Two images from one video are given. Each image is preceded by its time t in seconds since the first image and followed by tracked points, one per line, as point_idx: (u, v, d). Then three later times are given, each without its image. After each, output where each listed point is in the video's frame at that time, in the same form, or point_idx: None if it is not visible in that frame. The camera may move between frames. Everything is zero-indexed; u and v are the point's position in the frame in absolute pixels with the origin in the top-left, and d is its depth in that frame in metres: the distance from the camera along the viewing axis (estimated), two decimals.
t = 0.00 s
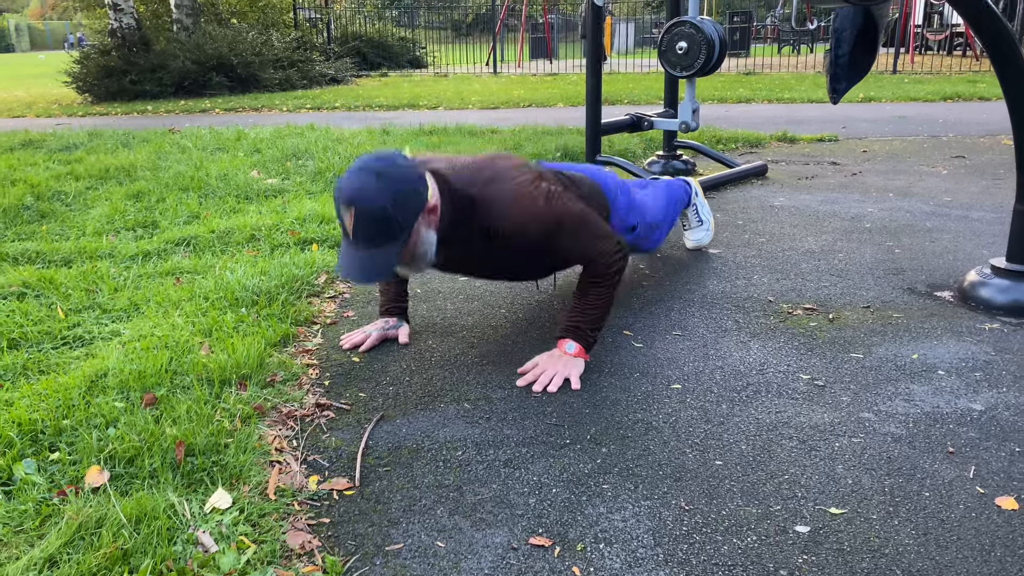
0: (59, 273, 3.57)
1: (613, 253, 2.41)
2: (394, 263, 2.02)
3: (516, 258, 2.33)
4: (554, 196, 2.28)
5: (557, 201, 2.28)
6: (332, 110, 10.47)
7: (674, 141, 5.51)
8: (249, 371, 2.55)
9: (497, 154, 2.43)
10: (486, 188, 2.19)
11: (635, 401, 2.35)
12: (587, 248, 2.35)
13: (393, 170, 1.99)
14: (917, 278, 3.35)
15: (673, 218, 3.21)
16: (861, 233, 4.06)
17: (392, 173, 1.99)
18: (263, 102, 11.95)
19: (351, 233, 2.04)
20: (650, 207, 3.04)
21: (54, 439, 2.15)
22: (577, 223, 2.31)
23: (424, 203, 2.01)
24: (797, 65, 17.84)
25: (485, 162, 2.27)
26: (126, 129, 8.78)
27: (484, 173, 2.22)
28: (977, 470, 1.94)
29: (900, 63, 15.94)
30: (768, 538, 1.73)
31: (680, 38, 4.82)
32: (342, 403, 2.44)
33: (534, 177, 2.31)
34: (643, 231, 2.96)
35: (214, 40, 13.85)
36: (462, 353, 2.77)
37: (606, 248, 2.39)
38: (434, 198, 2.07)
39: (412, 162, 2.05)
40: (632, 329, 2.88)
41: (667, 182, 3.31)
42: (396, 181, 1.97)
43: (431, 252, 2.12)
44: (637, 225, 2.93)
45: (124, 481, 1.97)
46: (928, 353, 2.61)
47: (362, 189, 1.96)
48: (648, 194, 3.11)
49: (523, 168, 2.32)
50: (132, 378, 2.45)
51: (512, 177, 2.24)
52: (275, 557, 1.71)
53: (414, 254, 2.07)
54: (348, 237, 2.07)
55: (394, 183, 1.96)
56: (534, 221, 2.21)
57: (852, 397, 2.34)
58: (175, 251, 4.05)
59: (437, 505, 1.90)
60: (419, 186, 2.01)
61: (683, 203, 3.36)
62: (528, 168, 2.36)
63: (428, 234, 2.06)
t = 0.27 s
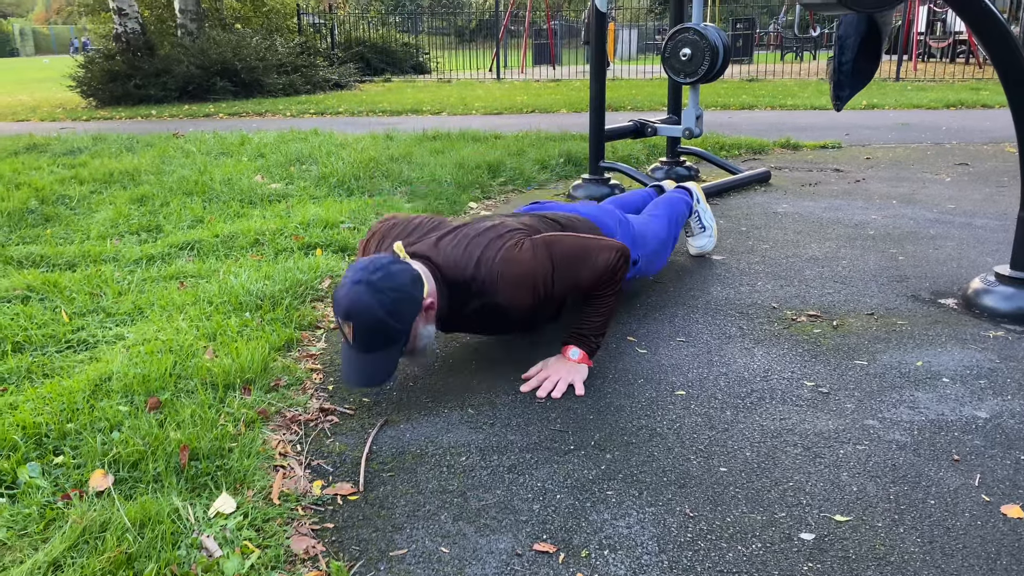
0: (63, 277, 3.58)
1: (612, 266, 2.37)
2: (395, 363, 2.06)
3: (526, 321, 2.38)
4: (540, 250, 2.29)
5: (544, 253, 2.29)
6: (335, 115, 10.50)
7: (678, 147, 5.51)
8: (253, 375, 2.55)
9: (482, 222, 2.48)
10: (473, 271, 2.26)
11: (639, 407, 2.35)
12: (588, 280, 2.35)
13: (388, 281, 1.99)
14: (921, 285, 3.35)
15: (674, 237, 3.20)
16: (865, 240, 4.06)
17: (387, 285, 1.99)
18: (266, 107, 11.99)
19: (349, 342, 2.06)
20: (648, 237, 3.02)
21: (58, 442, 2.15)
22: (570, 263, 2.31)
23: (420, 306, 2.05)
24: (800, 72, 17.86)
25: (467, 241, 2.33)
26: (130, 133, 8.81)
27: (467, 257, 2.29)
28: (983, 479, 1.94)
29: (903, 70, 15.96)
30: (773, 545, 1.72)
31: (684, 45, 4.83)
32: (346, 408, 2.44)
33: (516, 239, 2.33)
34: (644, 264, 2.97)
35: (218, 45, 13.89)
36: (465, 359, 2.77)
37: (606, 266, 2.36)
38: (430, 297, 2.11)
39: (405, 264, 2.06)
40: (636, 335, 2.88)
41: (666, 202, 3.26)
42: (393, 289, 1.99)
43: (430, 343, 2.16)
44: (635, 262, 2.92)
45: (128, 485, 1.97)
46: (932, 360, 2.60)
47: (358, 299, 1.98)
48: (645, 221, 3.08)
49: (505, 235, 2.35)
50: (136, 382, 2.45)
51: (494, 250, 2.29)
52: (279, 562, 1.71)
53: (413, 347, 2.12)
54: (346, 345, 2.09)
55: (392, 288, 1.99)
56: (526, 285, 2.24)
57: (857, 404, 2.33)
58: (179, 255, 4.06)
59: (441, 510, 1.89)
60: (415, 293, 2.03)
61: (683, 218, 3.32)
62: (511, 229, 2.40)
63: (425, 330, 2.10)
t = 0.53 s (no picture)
0: (68, 280, 3.59)
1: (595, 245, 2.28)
2: (399, 170, 1.98)
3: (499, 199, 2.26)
4: (567, 157, 2.25)
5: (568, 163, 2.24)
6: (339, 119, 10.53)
7: (681, 152, 5.52)
8: (258, 379, 2.56)
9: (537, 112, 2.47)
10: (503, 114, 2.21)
11: (644, 412, 2.35)
12: (570, 227, 2.24)
13: (398, 69, 1.97)
14: (925, 291, 3.35)
15: (678, 217, 3.26)
16: (869, 246, 4.06)
17: (398, 73, 1.97)
18: (271, 110, 12.03)
19: (355, 138, 2.00)
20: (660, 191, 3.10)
21: (64, 445, 2.16)
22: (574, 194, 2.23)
23: (431, 104, 2.01)
24: (804, 78, 17.87)
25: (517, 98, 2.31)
26: (135, 137, 8.84)
27: (511, 106, 2.24)
28: (988, 485, 1.93)
29: (906, 76, 15.95)
30: (778, 551, 1.72)
31: (688, 50, 4.84)
32: (351, 412, 2.44)
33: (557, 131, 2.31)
34: (653, 210, 2.99)
35: (223, 49, 13.94)
36: (469, 363, 2.77)
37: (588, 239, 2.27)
38: (441, 103, 2.08)
39: (418, 64, 2.04)
40: (640, 340, 2.88)
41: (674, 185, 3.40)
42: (403, 80, 1.97)
43: (436, 160, 2.11)
44: (648, 200, 2.96)
45: (134, 488, 1.98)
46: (937, 366, 2.60)
47: (369, 83, 1.95)
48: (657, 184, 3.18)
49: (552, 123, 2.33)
50: (141, 385, 2.46)
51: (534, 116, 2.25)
52: (284, 566, 1.72)
53: (420, 159, 2.07)
54: (351, 147, 2.03)
55: (401, 78, 1.96)
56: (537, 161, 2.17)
57: (861, 410, 2.33)
58: (184, 258, 4.07)
59: (446, 515, 1.90)
60: (426, 89, 2.01)
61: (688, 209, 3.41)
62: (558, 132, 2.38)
63: (434, 138, 2.06)
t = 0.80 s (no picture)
0: (74, 282, 3.60)
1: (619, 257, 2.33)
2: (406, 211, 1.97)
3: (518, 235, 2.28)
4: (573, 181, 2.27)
5: (576, 189, 2.25)
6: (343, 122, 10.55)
7: (685, 156, 5.52)
8: (262, 382, 2.56)
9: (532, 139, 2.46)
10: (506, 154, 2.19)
11: (648, 415, 2.35)
12: (592, 248, 2.28)
13: (409, 115, 1.97)
14: (930, 295, 3.35)
15: (682, 227, 3.24)
16: (873, 250, 4.06)
17: (407, 117, 1.96)
18: (276, 114, 12.06)
19: (361, 180, 1.98)
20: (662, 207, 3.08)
21: (69, 447, 2.16)
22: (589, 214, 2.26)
23: (439, 150, 2.01)
24: (808, 81, 17.86)
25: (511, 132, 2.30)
26: (140, 140, 8.86)
27: (510, 142, 2.23)
28: (993, 490, 1.93)
29: (910, 80, 15.94)
30: (782, 555, 1.72)
31: (692, 54, 4.85)
32: (355, 415, 2.44)
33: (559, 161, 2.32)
34: (657, 226, 2.98)
35: (228, 52, 13.99)
36: (474, 366, 2.77)
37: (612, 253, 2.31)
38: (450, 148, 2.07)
39: (428, 110, 2.03)
40: (645, 344, 2.88)
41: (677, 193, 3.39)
42: (411, 124, 1.96)
43: (441, 205, 2.10)
44: (650, 219, 2.94)
45: (139, 490, 1.98)
46: (942, 371, 2.60)
47: (378, 127, 1.93)
48: (660, 197, 3.16)
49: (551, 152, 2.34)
50: (146, 388, 2.46)
51: (535, 154, 2.25)
52: (289, 568, 1.72)
53: (426, 204, 2.05)
54: (358, 188, 2.00)
55: (411, 123, 1.95)
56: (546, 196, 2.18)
57: (866, 414, 2.33)
58: (189, 261, 4.08)
59: (450, 518, 1.90)
60: (434, 135, 2.00)
61: (692, 215, 3.40)
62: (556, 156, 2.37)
63: (440, 183, 2.05)
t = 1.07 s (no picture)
0: (80, 284, 3.62)
1: (628, 275, 2.37)
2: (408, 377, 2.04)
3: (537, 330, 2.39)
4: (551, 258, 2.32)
5: (558, 261, 2.31)
6: (347, 124, 10.57)
7: (690, 158, 5.52)
8: (268, 384, 2.57)
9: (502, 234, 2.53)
10: (485, 283, 2.29)
11: (653, 418, 2.35)
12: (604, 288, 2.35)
13: (400, 290, 2.00)
14: (934, 297, 3.34)
15: (685, 252, 3.21)
16: (878, 252, 4.05)
17: (398, 293, 1.99)
18: (280, 115, 12.09)
19: (362, 352, 2.05)
20: (662, 251, 3.05)
21: (76, 448, 2.17)
22: (583, 272, 2.31)
23: (433, 314, 2.04)
24: (812, 83, 17.84)
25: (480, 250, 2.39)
26: (145, 141, 8.89)
27: (481, 265, 2.32)
28: (998, 493, 1.93)
29: (915, 83, 15.91)
30: (787, 557, 1.72)
31: (696, 56, 4.85)
32: (360, 416, 2.45)
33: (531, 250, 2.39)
34: (657, 277, 2.99)
35: (232, 54, 14.03)
36: (478, 368, 2.78)
37: (621, 275, 2.36)
38: (442, 306, 2.11)
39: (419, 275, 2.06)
40: (649, 346, 2.89)
41: (679, 212, 3.28)
42: (403, 299, 1.99)
43: (443, 355, 2.14)
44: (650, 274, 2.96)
45: (145, 491, 1.99)
46: (947, 373, 2.60)
47: (371, 312, 1.97)
48: (657, 234, 3.11)
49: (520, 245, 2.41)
50: (153, 389, 2.47)
51: (508, 260, 2.33)
52: (295, 569, 1.73)
53: (427, 361, 2.12)
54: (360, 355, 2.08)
55: (402, 300, 1.98)
56: (535, 296, 2.28)
57: (870, 416, 2.33)
58: (194, 263, 4.10)
59: (455, 519, 1.90)
60: (428, 300, 2.03)
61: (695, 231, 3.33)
62: (527, 242, 2.43)
63: (438, 340, 2.09)
